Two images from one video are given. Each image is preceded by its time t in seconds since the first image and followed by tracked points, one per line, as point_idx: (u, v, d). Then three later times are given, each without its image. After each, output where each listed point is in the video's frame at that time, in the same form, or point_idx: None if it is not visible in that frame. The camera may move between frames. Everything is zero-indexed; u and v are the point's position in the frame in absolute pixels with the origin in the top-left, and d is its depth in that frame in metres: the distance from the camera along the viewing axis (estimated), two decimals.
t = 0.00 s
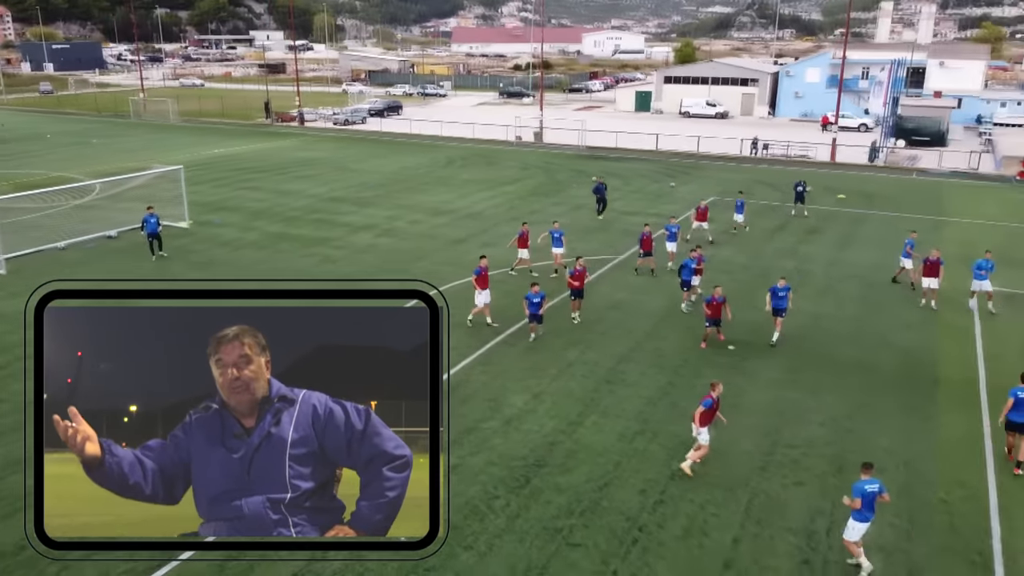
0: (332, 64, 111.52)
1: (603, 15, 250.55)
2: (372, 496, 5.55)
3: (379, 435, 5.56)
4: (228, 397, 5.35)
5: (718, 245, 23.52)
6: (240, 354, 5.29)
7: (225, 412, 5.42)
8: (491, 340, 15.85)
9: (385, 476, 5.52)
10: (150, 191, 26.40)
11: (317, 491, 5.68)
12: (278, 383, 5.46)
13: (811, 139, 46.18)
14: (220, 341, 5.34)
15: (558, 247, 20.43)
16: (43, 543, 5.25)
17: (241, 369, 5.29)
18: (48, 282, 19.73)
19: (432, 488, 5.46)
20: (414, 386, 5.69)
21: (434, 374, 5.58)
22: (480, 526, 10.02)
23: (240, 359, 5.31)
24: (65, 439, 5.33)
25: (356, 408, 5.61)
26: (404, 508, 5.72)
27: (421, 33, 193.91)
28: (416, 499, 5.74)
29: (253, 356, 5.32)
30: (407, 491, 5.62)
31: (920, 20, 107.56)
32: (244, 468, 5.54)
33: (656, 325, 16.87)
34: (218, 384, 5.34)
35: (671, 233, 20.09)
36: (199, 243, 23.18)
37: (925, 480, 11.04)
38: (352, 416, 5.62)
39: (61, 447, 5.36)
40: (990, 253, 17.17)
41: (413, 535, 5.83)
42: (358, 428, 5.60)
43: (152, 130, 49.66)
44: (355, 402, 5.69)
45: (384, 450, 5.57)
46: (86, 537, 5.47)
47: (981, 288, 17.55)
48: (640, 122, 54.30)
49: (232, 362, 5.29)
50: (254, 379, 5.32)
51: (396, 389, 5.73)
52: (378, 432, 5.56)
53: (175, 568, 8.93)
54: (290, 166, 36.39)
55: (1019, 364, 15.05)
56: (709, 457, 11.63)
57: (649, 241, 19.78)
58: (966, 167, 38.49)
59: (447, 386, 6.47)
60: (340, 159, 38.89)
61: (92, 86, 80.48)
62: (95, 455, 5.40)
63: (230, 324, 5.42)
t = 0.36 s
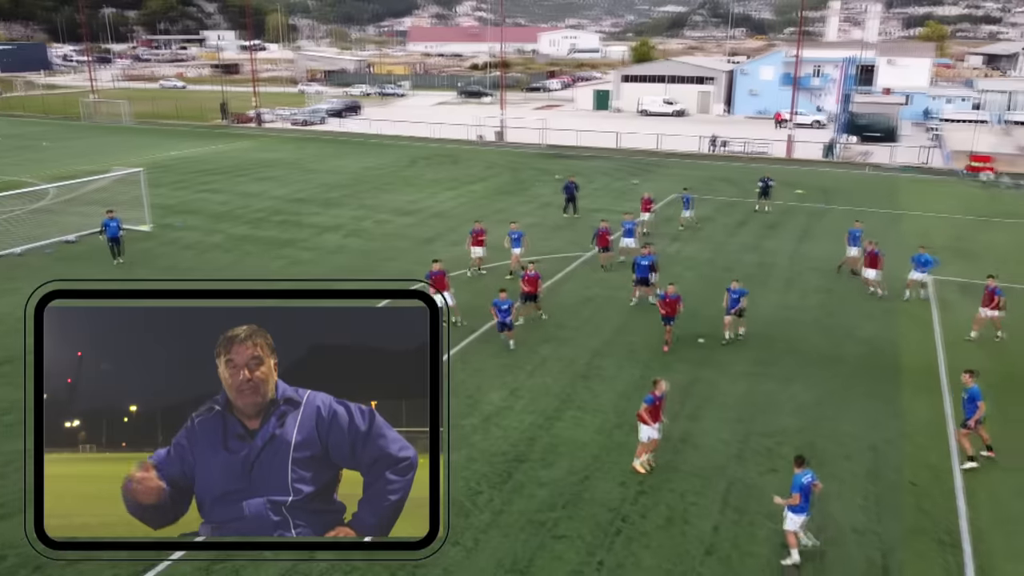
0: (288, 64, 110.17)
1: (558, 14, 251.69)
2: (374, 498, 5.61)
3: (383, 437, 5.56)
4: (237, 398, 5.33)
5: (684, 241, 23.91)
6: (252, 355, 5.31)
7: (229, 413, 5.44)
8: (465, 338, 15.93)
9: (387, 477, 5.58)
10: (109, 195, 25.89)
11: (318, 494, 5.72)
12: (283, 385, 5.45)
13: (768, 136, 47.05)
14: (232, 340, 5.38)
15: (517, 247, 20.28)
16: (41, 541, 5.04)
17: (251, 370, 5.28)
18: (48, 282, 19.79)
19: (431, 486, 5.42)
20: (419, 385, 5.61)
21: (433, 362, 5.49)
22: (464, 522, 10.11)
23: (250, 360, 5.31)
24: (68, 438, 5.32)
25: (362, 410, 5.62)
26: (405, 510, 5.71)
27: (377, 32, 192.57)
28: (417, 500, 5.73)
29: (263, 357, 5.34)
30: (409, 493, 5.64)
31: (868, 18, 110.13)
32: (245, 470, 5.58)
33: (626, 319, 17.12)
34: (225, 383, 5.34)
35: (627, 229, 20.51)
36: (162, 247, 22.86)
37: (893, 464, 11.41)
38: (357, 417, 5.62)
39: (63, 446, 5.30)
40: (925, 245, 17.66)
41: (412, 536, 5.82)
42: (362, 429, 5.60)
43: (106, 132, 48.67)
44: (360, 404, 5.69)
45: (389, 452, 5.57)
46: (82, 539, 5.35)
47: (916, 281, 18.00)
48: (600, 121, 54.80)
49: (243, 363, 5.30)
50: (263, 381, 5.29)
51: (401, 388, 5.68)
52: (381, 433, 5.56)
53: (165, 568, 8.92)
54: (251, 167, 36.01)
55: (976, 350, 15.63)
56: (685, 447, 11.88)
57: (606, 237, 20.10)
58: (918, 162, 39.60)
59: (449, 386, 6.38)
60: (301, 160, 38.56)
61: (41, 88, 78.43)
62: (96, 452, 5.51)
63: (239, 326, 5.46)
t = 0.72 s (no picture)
0: (242, 65, 108.49)
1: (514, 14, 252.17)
2: (370, 495, 5.71)
3: (378, 433, 5.64)
4: (229, 398, 5.42)
5: (650, 237, 24.25)
6: (242, 358, 5.36)
7: (226, 415, 5.49)
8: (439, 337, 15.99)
9: (381, 473, 5.65)
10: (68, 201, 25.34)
11: (317, 493, 5.76)
12: (280, 385, 5.54)
13: (726, 133, 47.85)
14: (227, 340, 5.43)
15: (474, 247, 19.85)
16: (41, 542, 4.98)
17: (241, 371, 5.34)
18: (50, 283, 19.92)
19: (431, 483, 5.35)
20: (417, 385, 5.64)
21: (433, 375, 5.48)
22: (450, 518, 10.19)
23: (242, 362, 5.36)
24: (67, 438, 5.34)
25: (357, 407, 5.72)
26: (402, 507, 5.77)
27: (333, 32, 190.85)
28: (414, 499, 5.77)
29: (256, 359, 5.37)
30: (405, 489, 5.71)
31: (819, 17, 112.46)
32: (244, 472, 5.55)
33: (597, 315, 17.34)
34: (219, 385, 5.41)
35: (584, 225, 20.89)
36: (124, 251, 22.47)
37: (863, 450, 11.77)
38: (352, 414, 5.71)
39: (63, 446, 5.31)
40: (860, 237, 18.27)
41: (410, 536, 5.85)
42: (357, 426, 5.71)
43: (57, 134, 47.51)
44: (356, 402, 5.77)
45: (384, 447, 5.63)
46: (81, 540, 5.36)
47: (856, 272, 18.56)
48: (561, 119, 55.12)
49: (233, 365, 5.35)
50: (253, 383, 5.36)
51: (401, 388, 5.70)
52: (377, 429, 5.65)
53: (155, 569, 8.90)
54: (211, 169, 35.53)
55: (934, 338, 16.16)
56: (662, 439, 12.11)
57: (563, 232, 20.46)
58: (871, 157, 40.63)
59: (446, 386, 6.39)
60: (262, 161, 38.16)
61: None
62: (96, 452, 5.51)
63: (240, 327, 5.49)
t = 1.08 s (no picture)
0: (196, 65, 106.56)
1: (471, 14, 252.07)
2: (369, 495, 5.69)
3: (375, 432, 5.73)
4: (221, 400, 5.43)
5: (617, 234, 24.54)
6: (232, 359, 5.41)
7: (221, 417, 5.47)
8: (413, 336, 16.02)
9: (379, 474, 5.68)
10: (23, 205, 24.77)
11: (314, 494, 5.79)
12: (276, 386, 5.53)
13: (686, 131, 48.47)
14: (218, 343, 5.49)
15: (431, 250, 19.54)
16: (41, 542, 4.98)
17: (231, 373, 5.39)
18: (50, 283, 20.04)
19: (430, 486, 5.38)
20: (416, 385, 5.73)
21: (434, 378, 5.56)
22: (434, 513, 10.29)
23: (232, 364, 5.41)
24: (67, 438, 5.45)
25: (351, 406, 5.83)
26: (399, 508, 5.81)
27: (288, 32, 188.42)
28: (412, 498, 5.81)
29: (246, 361, 5.41)
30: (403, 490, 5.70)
31: (772, 16, 114.29)
32: (240, 475, 5.50)
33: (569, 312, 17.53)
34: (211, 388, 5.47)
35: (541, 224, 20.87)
36: (85, 255, 22.06)
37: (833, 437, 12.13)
38: (346, 414, 5.82)
39: (64, 446, 5.43)
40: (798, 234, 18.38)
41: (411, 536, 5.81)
42: (352, 425, 5.82)
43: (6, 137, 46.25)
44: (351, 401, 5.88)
45: (380, 447, 5.70)
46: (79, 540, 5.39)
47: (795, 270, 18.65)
48: (522, 118, 55.28)
49: (222, 367, 5.41)
50: (243, 385, 5.37)
51: (400, 389, 5.78)
52: (374, 428, 5.75)
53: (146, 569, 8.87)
54: (170, 171, 34.98)
55: (896, 328, 16.67)
56: (640, 431, 12.33)
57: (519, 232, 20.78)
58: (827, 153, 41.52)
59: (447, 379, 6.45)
60: (222, 163, 37.66)
61: None
62: (96, 452, 5.64)
63: (232, 330, 5.55)
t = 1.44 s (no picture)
0: (148, 66, 104.51)
1: (428, 14, 251.29)
2: (369, 496, 5.57)
3: (375, 432, 5.57)
4: (219, 400, 5.41)
5: (584, 231, 24.80)
6: (231, 358, 5.35)
7: (221, 418, 5.46)
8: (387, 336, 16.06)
9: (378, 475, 5.54)
10: None
11: (313, 494, 5.70)
12: (274, 386, 5.42)
13: (646, 129, 49.02)
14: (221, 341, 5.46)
15: (385, 253, 19.41)
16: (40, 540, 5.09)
17: (230, 372, 5.33)
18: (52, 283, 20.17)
19: (431, 483, 5.37)
20: (415, 385, 5.68)
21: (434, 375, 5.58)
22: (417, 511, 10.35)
23: (231, 362, 5.35)
24: (67, 438, 5.51)
25: (351, 406, 5.66)
26: (400, 509, 5.66)
27: (242, 32, 186.05)
28: (413, 499, 5.68)
29: (245, 360, 5.36)
30: (404, 491, 5.59)
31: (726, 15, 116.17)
32: (240, 475, 5.48)
33: (540, 309, 17.71)
34: (212, 388, 5.42)
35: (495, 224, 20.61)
36: (44, 260, 21.66)
37: (805, 426, 12.43)
38: (347, 413, 5.65)
39: (63, 446, 5.49)
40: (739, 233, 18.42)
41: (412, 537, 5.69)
42: (352, 426, 5.63)
43: None
44: (351, 402, 5.70)
45: (380, 447, 5.55)
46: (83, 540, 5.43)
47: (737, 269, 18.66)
48: (483, 118, 55.34)
49: (222, 365, 5.33)
50: (242, 384, 5.32)
51: (398, 389, 5.72)
52: (374, 428, 5.58)
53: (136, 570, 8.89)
54: (127, 174, 34.40)
55: (860, 320, 17.14)
56: (617, 425, 12.52)
57: (474, 229, 20.87)
58: (784, 149, 42.34)
59: (449, 378, 6.33)
60: (181, 165, 37.13)
61: None
62: (96, 452, 5.69)
63: (232, 329, 5.59)
